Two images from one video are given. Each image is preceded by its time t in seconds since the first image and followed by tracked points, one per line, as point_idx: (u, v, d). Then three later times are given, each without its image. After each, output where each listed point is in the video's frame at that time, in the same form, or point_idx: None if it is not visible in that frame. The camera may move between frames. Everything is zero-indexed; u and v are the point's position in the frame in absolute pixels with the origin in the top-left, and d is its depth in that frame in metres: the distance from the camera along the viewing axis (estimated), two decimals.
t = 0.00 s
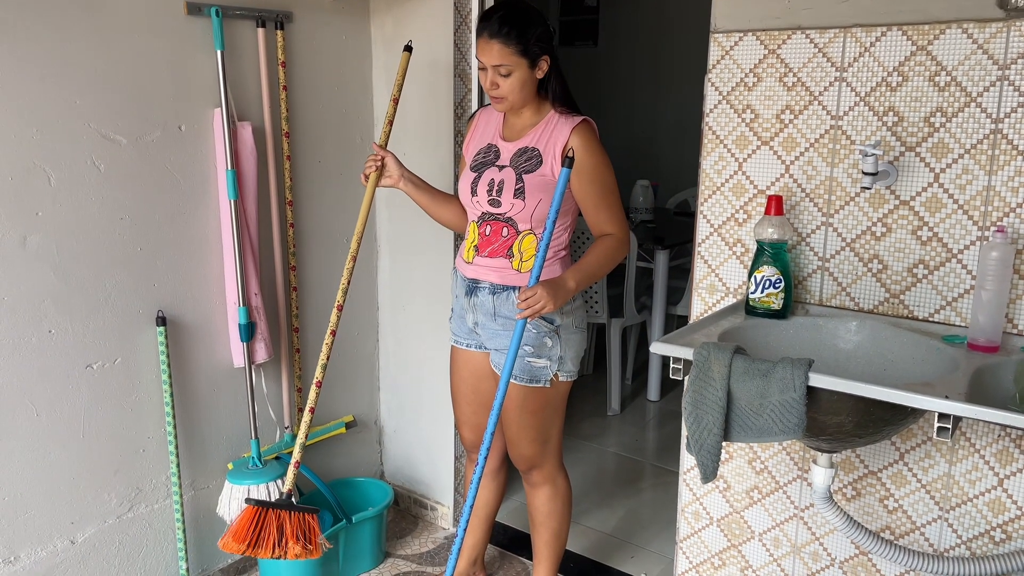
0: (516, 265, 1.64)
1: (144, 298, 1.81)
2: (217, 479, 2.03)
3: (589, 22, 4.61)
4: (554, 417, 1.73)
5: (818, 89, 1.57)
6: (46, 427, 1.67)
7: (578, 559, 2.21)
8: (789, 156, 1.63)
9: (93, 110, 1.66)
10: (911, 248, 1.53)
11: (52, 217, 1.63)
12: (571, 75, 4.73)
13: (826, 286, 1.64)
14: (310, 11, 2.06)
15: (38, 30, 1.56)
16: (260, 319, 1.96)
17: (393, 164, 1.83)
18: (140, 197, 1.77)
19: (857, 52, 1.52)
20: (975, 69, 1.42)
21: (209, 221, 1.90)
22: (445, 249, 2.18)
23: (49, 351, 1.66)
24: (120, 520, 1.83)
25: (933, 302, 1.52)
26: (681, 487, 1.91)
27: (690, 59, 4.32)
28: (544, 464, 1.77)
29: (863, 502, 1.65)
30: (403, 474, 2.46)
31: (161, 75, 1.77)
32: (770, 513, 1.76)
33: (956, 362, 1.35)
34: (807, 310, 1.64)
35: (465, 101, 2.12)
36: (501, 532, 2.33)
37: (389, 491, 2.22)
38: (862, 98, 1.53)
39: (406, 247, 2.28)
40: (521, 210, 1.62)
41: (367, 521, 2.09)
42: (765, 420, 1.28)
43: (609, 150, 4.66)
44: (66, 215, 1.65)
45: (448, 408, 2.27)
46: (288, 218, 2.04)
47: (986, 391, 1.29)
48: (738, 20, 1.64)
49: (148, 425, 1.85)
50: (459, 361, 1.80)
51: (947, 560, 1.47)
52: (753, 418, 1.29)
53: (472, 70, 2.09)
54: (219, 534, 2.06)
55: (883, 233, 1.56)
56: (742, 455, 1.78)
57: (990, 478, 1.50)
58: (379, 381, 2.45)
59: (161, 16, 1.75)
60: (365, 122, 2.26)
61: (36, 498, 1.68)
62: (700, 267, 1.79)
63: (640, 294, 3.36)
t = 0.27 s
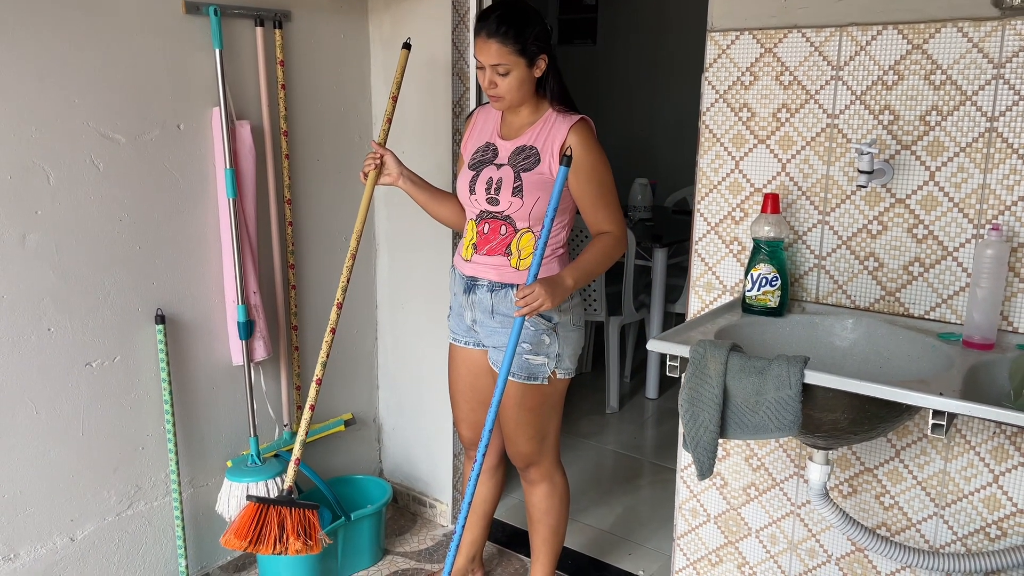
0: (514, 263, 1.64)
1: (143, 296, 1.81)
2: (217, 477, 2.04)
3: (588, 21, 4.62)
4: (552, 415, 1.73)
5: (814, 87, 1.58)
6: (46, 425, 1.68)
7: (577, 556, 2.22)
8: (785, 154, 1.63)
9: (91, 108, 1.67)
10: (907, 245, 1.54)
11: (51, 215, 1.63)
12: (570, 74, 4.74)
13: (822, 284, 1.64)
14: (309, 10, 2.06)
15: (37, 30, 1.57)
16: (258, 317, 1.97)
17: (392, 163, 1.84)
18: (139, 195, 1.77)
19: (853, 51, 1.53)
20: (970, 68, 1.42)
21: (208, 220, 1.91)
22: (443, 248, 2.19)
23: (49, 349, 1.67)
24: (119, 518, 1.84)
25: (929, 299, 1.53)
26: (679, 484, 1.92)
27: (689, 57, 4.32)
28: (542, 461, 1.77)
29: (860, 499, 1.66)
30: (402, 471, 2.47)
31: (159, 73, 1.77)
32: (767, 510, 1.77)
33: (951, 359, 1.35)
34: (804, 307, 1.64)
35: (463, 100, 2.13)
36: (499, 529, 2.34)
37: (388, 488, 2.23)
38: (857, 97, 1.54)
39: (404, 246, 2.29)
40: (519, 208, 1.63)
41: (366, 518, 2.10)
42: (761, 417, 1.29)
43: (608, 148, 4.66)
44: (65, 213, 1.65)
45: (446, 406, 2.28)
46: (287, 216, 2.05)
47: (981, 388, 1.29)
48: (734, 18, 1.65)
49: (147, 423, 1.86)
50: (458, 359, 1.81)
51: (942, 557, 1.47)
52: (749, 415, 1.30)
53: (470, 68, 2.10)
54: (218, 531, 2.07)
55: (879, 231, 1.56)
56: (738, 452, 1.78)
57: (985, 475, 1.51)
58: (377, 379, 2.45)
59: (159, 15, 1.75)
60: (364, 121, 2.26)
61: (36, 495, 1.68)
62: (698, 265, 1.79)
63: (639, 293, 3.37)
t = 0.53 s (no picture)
0: (514, 263, 1.65)
1: (143, 296, 1.82)
2: (217, 477, 2.05)
3: (587, 21, 4.62)
4: (551, 414, 1.74)
5: (812, 89, 1.58)
6: (46, 425, 1.69)
7: (576, 555, 2.23)
8: (783, 155, 1.64)
9: (92, 109, 1.67)
10: (904, 246, 1.54)
11: (52, 216, 1.64)
12: (570, 74, 4.74)
13: (820, 284, 1.65)
14: (308, 11, 2.07)
15: (38, 31, 1.57)
16: (258, 318, 1.97)
17: (395, 162, 1.84)
18: (139, 196, 1.78)
19: (850, 52, 1.53)
20: (967, 69, 1.43)
21: (208, 221, 1.92)
22: (442, 248, 2.20)
23: (49, 350, 1.67)
24: (120, 517, 1.85)
25: (926, 300, 1.53)
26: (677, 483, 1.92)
27: (688, 58, 4.33)
28: (541, 460, 1.78)
29: (857, 499, 1.67)
30: (401, 471, 2.47)
31: (159, 74, 1.78)
32: (765, 509, 1.78)
33: (948, 359, 1.36)
34: (801, 307, 1.65)
35: (463, 101, 2.14)
36: (499, 529, 2.35)
37: (387, 488, 2.24)
38: (855, 98, 1.54)
39: (404, 246, 2.29)
40: (518, 208, 1.63)
41: (366, 518, 2.10)
42: (758, 416, 1.30)
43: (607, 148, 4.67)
44: (65, 214, 1.66)
45: (446, 406, 2.29)
46: (286, 217, 2.06)
47: (978, 387, 1.30)
48: (732, 20, 1.66)
49: (147, 423, 1.86)
50: (457, 359, 1.82)
51: (939, 556, 1.48)
52: (746, 415, 1.31)
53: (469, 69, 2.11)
54: (218, 531, 2.08)
55: (876, 232, 1.57)
56: (737, 452, 1.79)
57: (982, 474, 1.51)
58: (377, 379, 2.46)
59: (159, 16, 1.76)
60: (363, 121, 2.27)
61: (36, 495, 1.69)
62: (696, 266, 1.80)
63: (638, 293, 3.37)
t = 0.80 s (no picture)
0: (515, 263, 1.65)
1: (145, 297, 1.82)
2: (218, 477, 2.05)
3: (588, 22, 4.63)
4: (552, 414, 1.74)
5: (813, 89, 1.59)
6: (48, 424, 1.69)
7: (577, 556, 2.23)
8: (784, 155, 1.64)
9: (93, 110, 1.68)
10: (904, 246, 1.54)
11: (54, 216, 1.64)
12: (571, 75, 4.74)
13: (821, 285, 1.65)
14: (310, 12, 2.07)
15: (40, 32, 1.58)
16: (260, 318, 1.97)
17: (398, 158, 1.85)
18: (141, 197, 1.78)
19: (851, 52, 1.53)
20: (968, 69, 1.43)
21: (209, 221, 1.92)
22: (443, 248, 2.20)
23: (51, 350, 1.67)
24: (121, 517, 1.85)
25: (927, 300, 1.53)
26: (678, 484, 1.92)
27: (689, 58, 4.33)
28: (542, 460, 1.78)
29: (858, 499, 1.67)
30: (402, 471, 2.47)
31: (161, 75, 1.78)
32: (766, 510, 1.78)
33: (948, 359, 1.36)
34: (802, 308, 1.65)
35: (464, 102, 2.14)
36: (500, 529, 2.35)
37: (388, 488, 2.24)
38: (856, 98, 1.54)
39: (405, 247, 2.29)
40: (519, 209, 1.63)
41: (367, 518, 2.11)
42: (759, 416, 1.30)
43: (608, 149, 4.67)
44: (67, 214, 1.66)
45: (447, 406, 2.29)
46: (288, 217, 2.06)
47: (978, 387, 1.30)
48: (733, 20, 1.66)
49: (148, 423, 1.87)
50: (458, 359, 1.82)
51: (940, 557, 1.48)
52: (747, 415, 1.31)
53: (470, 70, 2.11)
54: (220, 531, 2.08)
55: (877, 232, 1.57)
56: (738, 452, 1.79)
57: (983, 475, 1.51)
58: (378, 380, 2.46)
59: (161, 17, 1.76)
60: (365, 122, 2.27)
61: (38, 495, 1.69)
62: (697, 266, 1.80)
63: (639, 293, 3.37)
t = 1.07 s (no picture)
0: (515, 265, 1.65)
1: (146, 298, 1.83)
2: (219, 478, 2.05)
3: (590, 24, 4.63)
4: (553, 416, 1.74)
5: (813, 91, 1.59)
6: (49, 426, 1.69)
7: (578, 558, 2.22)
8: (785, 157, 1.64)
9: (95, 112, 1.68)
10: (905, 248, 1.54)
11: (56, 218, 1.65)
12: (572, 77, 4.75)
13: (822, 287, 1.65)
14: (311, 14, 2.08)
15: (42, 34, 1.58)
16: (261, 320, 1.98)
17: (398, 164, 1.85)
18: (142, 198, 1.79)
19: (852, 55, 1.53)
20: (968, 72, 1.43)
21: (211, 223, 1.92)
22: (445, 250, 2.20)
23: (52, 352, 1.68)
24: (122, 519, 1.85)
25: (928, 303, 1.53)
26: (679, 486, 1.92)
27: (690, 61, 4.33)
28: (543, 462, 1.78)
29: (860, 502, 1.66)
30: (403, 473, 2.47)
31: (162, 77, 1.78)
32: (767, 512, 1.78)
33: (949, 361, 1.36)
34: (803, 310, 1.65)
35: (465, 104, 2.14)
36: (501, 531, 2.35)
37: (390, 490, 2.24)
38: (857, 101, 1.54)
39: (406, 249, 2.30)
40: (519, 211, 1.64)
41: (368, 520, 2.11)
42: (760, 419, 1.30)
43: (609, 151, 4.68)
44: (69, 216, 1.67)
45: (448, 408, 2.29)
46: (289, 219, 2.06)
47: (979, 390, 1.30)
48: (734, 23, 1.66)
49: (150, 424, 1.87)
50: (459, 361, 1.82)
51: (942, 559, 1.48)
52: (748, 418, 1.30)
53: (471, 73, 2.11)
54: (221, 533, 2.08)
55: (878, 234, 1.57)
56: (739, 455, 1.79)
57: (984, 478, 1.51)
58: (379, 382, 2.46)
59: (163, 19, 1.77)
60: (366, 124, 2.27)
61: (39, 496, 1.70)
62: (698, 268, 1.80)
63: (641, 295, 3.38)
